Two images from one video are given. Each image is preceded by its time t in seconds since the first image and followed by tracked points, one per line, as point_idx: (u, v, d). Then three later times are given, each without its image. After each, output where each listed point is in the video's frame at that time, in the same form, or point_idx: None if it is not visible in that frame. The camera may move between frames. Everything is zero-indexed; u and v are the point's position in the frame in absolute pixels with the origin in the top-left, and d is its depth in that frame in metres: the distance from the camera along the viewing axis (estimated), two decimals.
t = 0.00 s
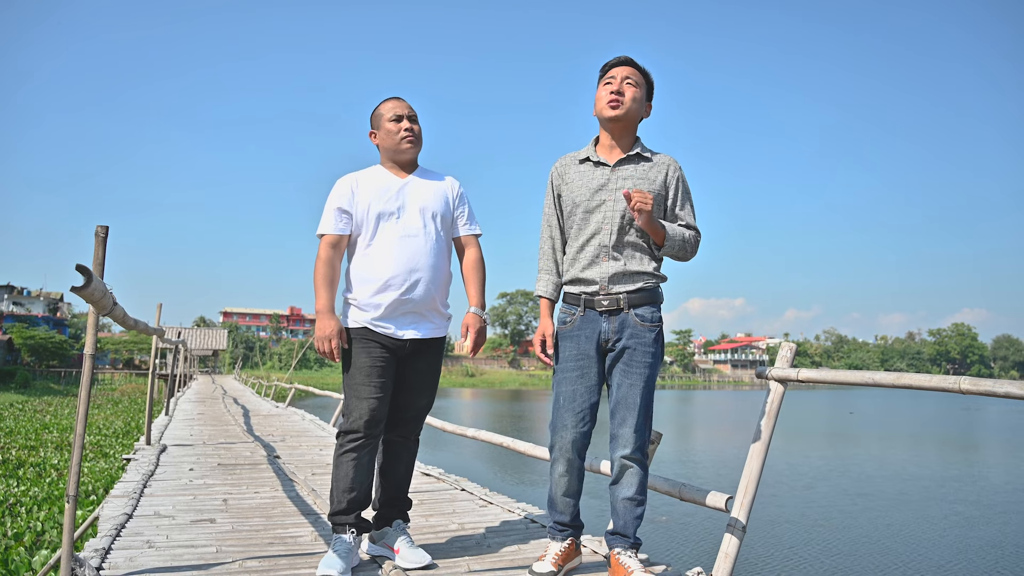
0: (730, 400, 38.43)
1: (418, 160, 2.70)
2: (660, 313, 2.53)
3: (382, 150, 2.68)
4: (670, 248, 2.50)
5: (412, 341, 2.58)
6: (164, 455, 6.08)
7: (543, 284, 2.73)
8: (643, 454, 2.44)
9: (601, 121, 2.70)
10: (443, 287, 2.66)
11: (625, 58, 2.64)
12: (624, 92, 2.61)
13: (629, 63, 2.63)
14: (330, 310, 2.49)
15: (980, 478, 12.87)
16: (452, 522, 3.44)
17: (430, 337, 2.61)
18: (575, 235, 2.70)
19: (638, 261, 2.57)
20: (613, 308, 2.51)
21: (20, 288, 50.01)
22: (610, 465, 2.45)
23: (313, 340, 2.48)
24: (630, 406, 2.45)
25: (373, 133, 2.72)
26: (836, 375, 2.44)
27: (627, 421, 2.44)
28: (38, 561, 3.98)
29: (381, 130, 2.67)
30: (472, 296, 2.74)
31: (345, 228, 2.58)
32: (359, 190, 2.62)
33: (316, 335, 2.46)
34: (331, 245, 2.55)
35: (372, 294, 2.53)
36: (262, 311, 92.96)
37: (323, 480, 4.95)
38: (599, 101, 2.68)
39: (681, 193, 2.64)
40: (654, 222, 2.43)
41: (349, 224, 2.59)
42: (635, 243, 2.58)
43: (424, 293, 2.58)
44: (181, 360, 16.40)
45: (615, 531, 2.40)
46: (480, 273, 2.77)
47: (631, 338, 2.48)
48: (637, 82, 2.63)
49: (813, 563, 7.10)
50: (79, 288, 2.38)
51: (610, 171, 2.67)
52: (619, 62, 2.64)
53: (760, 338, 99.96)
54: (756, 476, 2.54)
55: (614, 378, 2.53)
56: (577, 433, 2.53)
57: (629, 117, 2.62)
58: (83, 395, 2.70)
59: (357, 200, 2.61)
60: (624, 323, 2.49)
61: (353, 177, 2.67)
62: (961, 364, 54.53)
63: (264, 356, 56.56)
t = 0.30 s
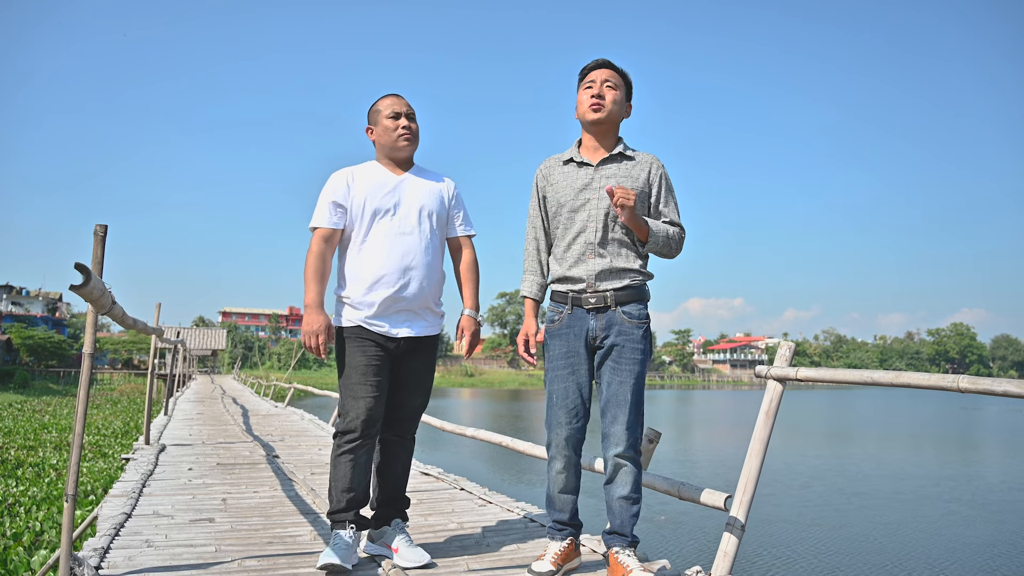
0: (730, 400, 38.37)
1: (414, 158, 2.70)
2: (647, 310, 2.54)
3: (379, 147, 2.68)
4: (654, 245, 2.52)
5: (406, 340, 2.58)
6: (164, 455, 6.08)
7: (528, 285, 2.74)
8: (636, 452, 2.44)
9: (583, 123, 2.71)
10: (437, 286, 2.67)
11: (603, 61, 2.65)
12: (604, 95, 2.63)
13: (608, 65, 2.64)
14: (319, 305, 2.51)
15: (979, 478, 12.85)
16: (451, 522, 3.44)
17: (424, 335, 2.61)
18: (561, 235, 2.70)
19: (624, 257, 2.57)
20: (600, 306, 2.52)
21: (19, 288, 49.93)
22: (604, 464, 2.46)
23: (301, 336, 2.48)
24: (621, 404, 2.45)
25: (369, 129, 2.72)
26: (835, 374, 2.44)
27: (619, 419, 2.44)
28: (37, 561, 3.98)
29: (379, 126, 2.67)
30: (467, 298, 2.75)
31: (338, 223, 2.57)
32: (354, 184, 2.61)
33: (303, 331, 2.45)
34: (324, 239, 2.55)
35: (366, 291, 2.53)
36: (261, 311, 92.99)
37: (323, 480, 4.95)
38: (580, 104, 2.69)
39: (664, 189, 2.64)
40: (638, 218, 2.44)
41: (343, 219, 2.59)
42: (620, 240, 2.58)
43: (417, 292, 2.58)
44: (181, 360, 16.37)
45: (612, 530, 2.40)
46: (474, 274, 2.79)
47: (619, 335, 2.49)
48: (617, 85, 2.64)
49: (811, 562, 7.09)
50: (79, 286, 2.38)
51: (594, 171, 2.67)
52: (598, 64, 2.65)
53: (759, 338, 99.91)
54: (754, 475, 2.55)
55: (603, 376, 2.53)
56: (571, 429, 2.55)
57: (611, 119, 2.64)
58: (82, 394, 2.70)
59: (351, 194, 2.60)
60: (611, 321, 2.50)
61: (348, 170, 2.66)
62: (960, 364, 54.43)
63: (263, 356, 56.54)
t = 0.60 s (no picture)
0: (729, 400, 38.31)
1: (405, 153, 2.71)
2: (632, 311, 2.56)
3: (370, 141, 2.68)
4: (634, 248, 2.53)
5: (394, 337, 2.59)
6: (163, 455, 6.08)
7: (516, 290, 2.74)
8: (628, 451, 2.44)
9: (565, 129, 2.75)
10: (425, 282, 2.68)
11: (587, 71, 2.70)
12: (590, 103, 2.68)
13: (592, 75, 2.69)
14: (307, 297, 2.47)
15: (978, 478, 12.83)
16: (450, 521, 3.44)
17: (412, 332, 2.62)
18: (546, 240, 2.71)
19: (608, 259, 2.58)
20: (585, 308, 2.53)
21: (18, 288, 49.88)
22: (597, 465, 2.45)
23: (288, 329, 2.44)
24: (610, 403, 2.45)
25: (360, 122, 2.72)
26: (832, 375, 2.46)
27: (608, 418, 2.44)
28: (36, 561, 3.97)
29: (370, 119, 2.67)
30: (460, 296, 2.78)
31: (327, 215, 2.56)
32: (344, 176, 2.61)
33: (291, 323, 2.41)
34: (311, 231, 2.54)
35: (353, 286, 2.54)
36: (261, 312, 92.96)
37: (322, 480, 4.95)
38: (564, 110, 2.73)
39: (644, 191, 2.66)
40: (617, 223, 2.47)
41: (331, 211, 2.58)
42: (603, 242, 2.59)
43: (406, 287, 2.59)
44: (180, 360, 16.35)
45: (609, 531, 2.40)
46: (464, 272, 2.81)
47: (605, 336, 2.50)
48: (601, 94, 2.70)
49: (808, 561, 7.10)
50: (77, 286, 2.37)
51: (575, 175, 2.68)
52: (579, 73, 2.70)
53: (758, 338, 99.85)
54: (753, 474, 2.55)
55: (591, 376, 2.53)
56: (566, 426, 2.56)
57: (594, 126, 2.69)
58: (81, 394, 2.70)
59: (341, 186, 2.60)
60: (597, 322, 2.51)
61: (338, 162, 2.65)
62: (959, 364, 54.29)
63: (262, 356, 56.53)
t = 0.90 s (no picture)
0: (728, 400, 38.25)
1: (392, 149, 2.72)
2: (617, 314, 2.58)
3: (356, 136, 2.68)
4: (626, 249, 2.56)
5: (386, 335, 2.59)
6: (163, 454, 6.08)
7: (503, 293, 2.74)
8: (620, 449, 2.45)
9: (553, 135, 2.74)
10: (414, 279, 2.69)
11: (572, 78, 2.71)
12: (577, 110, 2.70)
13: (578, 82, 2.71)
14: (294, 296, 2.44)
15: (977, 478, 12.83)
16: (450, 520, 3.44)
17: (403, 329, 2.63)
18: (535, 243, 2.71)
19: (596, 262, 2.61)
20: (572, 310, 2.55)
21: (17, 288, 49.79)
22: (590, 464, 2.46)
23: (275, 328, 2.42)
24: (599, 403, 2.47)
25: (346, 117, 2.72)
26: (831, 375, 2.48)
27: (599, 417, 2.45)
28: (35, 560, 3.98)
29: (356, 114, 2.67)
30: (443, 291, 2.78)
31: (314, 212, 2.54)
32: (330, 172, 2.59)
33: (278, 323, 2.39)
34: (298, 228, 2.51)
35: (343, 284, 2.54)
36: (260, 312, 92.91)
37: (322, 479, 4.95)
38: (552, 116, 2.73)
39: (631, 195, 2.70)
40: (609, 229, 2.49)
41: (318, 208, 2.56)
42: (593, 246, 2.61)
43: (397, 284, 2.60)
44: (179, 360, 16.34)
45: (606, 531, 2.41)
46: (450, 268, 2.82)
47: (591, 338, 2.52)
48: (586, 101, 2.72)
49: (807, 560, 7.10)
50: (78, 284, 2.38)
51: (564, 179, 2.69)
52: (565, 81, 2.71)
53: (758, 339, 99.81)
54: (752, 472, 2.56)
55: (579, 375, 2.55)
56: (558, 424, 2.57)
57: (582, 133, 2.70)
58: (81, 393, 2.71)
59: (326, 183, 2.59)
60: (583, 325, 2.53)
61: (323, 158, 2.63)
62: (958, 365, 54.19)
63: (262, 356, 56.49)
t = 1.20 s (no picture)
0: (728, 400, 38.23)
1: (382, 146, 2.72)
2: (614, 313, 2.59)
3: (345, 134, 2.69)
4: (621, 250, 2.58)
5: (381, 334, 2.60)
6: (164, 454, 6.08)
7: (498, 292, 2.73)
8: (619, 446, 2.46)
9: (549, 135, 2.74)
10: (410, 277, 2.70)
11: (568, 78, 2.72)
12: (574, 109, 2.70)
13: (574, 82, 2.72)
14: (287, 300, 2.44)
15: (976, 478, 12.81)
16: (450, 519, 3.44)
17: (398, 328, 2.64)
18: (531, 242, 2.71)
19: (592, 261, 2.62)
20: (570, 309, 2.55)
21: (17, 288, 49.77)
22: (588, 462, 2.47)
23: (269, 332, 2.42)
24: (598, 400, 2.47)
25: (334, 116, 2.72)
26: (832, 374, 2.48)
27: (598, 415, 2.46)
28: (36, 559, 3.98)
29: (344, 112, 2.67)
30: (438, 289, 2.79)
31: (306, 213, 2.54)
32: (322, 172, 2.59)
33: (273, 327, 2.39)
34: (290, 231, 2.51)
35: (338, 285, 2.55)
36: (260, 312, 92.95)
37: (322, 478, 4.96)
38: (549, 115, 2.73)
39: (626, 195, 2.72)
40: (605, 230, 2.51)
41: (310, 210, 2.56)
42: (589, 244, 2.62)
43: (393, 283, 2.61)
44: (180, 360, 16.34)
45: (606, 528, 2.41)
46: (444, 266, 2.82)
47: (590, 336, 2.53)
48: (584, 101, 2.73)
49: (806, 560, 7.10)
50: (79, 282, 2.39)
51: (560, 179, 2.69)
52: (561, 80, 2.72)
53: (758, 339, 99.74)
54: (752, 470, 2.56)
55: (577, 374, 2.56)
56: (556, 422, 2.57)
57: (578, 133, 2.71)
58: (82, 391, 2.71)
59: (318, 183, 2.58)
60: (581, 324, 2.54)
61: (313, 158, 2.63)
62: (958, 365, 54.09)
63: (262, 356, 56.50)
